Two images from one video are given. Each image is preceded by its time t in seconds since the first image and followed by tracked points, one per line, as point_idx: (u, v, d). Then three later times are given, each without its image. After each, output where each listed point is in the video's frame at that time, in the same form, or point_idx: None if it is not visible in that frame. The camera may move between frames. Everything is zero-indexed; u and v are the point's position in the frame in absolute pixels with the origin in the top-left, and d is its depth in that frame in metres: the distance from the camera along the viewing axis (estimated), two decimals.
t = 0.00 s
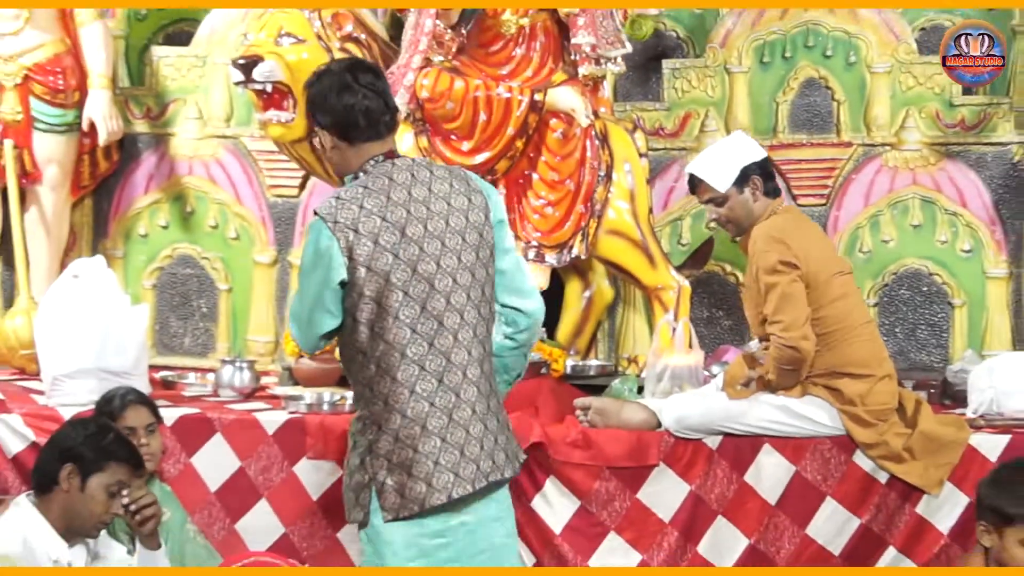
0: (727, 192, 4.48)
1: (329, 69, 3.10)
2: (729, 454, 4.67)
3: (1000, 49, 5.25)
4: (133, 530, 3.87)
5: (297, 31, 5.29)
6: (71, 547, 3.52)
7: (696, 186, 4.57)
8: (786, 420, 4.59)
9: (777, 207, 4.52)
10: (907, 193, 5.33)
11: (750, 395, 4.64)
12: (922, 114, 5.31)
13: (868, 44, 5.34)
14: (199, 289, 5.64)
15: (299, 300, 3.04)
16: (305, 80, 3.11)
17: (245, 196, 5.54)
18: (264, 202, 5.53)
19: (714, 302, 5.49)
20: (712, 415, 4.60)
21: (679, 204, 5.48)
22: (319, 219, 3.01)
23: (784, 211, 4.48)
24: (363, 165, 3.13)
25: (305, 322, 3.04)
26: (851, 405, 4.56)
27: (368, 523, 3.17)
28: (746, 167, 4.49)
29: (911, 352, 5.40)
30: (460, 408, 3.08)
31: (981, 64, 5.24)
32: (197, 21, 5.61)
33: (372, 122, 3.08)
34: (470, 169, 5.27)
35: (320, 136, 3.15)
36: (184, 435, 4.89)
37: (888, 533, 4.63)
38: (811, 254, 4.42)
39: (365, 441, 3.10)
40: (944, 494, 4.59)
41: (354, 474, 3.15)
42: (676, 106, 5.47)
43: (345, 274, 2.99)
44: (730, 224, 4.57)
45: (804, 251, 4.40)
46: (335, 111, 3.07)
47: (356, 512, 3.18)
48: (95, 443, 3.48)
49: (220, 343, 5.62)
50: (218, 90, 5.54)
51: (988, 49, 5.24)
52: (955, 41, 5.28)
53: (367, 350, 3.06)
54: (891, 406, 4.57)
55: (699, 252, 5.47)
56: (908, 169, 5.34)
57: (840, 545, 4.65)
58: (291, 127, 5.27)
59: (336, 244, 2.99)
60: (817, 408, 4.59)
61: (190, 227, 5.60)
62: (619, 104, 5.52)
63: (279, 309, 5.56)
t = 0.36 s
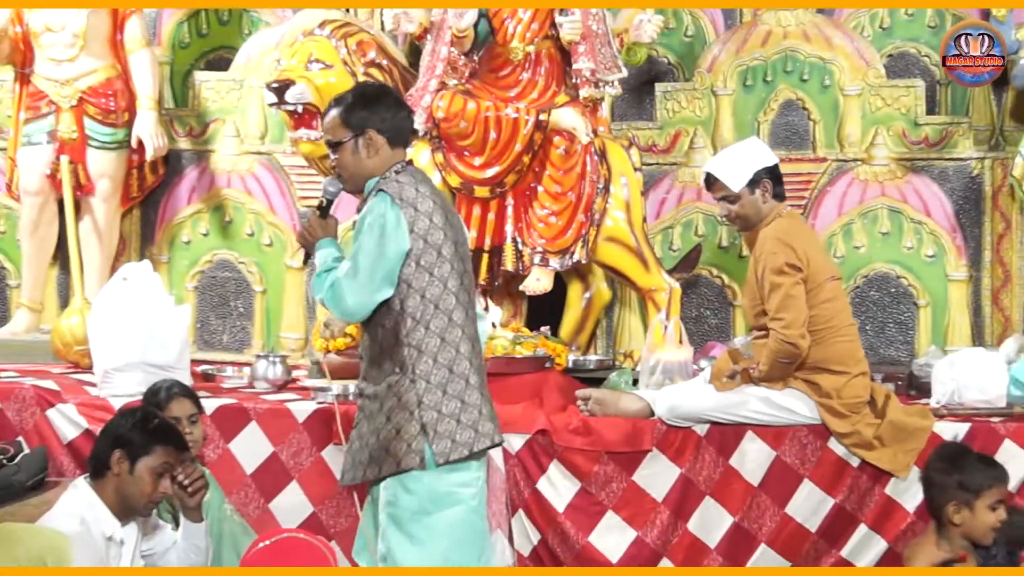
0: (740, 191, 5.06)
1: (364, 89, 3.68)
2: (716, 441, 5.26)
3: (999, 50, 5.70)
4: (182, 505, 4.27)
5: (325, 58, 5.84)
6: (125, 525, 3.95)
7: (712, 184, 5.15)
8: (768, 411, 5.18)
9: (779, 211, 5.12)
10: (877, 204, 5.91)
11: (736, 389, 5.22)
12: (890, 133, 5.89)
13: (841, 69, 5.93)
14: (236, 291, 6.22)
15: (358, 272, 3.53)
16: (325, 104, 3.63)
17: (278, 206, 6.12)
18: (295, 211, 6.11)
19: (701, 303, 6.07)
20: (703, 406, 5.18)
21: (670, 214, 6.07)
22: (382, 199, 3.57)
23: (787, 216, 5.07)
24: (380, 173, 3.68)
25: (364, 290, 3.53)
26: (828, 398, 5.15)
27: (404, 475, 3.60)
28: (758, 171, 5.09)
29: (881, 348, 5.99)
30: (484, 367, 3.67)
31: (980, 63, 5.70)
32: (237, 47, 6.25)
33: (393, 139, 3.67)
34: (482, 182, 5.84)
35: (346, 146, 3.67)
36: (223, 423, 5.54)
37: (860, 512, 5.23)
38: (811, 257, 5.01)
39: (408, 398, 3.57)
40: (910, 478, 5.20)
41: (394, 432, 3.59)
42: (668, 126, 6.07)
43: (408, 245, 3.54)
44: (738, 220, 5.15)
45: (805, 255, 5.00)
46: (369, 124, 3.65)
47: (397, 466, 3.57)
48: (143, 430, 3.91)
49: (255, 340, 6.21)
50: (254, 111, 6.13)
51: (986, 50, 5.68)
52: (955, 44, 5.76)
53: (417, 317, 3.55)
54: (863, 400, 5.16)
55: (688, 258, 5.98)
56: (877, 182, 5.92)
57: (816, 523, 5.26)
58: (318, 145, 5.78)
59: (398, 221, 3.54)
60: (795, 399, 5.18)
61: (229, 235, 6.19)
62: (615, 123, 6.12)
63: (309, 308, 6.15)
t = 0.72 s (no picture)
0: (744, 194, 5.61)
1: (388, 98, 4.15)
2: (700, 429, 5.86)
3: (998, 50, 6.17)
4: (216, 491, 4.69)
5: (345, 80, 6.40)
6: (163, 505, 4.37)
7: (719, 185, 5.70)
8: (749, 403, 5.77)
9: (779, 221, 5.68)
10: (847, 213, 6.51)
11: (719, 382, 5.81)
12: (860, 148, 6.49)
13: (814, 90, 6.52)
14: (264, 292, 6.83)
15: (430, 245, 3.97)
16: (362, 102, 4.05)
17: (301, 215, 6.73)
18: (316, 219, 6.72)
19: (687, 303, 6.67)
20: (691, 399, 5.78)
21: (659, 222, 6.68)
22: (440, 187, 4.07)
23: (787, 226, 5.62)
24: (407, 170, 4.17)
25: (439, 263, 3.98)
26: (804, 393, 5.72)
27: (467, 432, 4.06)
28: (762, 177, 5.63)
29: (851, 344, 6.61)
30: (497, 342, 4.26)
31: (982, 64, 6.17)
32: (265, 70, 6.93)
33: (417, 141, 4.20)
34: (487, 193, 6.44)
35: (381, 142, 4.12)
36: (252, 413, 6.20)
37: (831, 493, 5.77)
38: (807, 266, 5.58)
39: (471, 363, 4.07)
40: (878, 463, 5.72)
41: (457, 394, 4.05)
42: (657, 142, 6.69)
43: (467, 227, 4.08)
44: (741, 219, 5.71)
45: (802, 263, 5.57)
46: (402, 125, 4.15)
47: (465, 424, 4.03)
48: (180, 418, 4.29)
49: (281, 337, 6.82)
50: (280, 129, 6.75)
51: (987, 50, 6.16)
52: (955, 44, 6.23)
53: (470, 291, 4.09)
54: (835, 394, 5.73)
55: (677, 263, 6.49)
56: (847, 193, 6.52)
57: (792, 503, 5.81)
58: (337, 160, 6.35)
59: (458, 206, 4.07)
60: (775, 392, 5.76)
61: (258, 242, 6.80)
62: (609, 140, 6.74)
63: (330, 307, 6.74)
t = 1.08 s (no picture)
0: (736, 200, 6.19)
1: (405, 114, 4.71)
2: (684, 418, 6.41)
3: (997, 50, 6.63)
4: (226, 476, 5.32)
5: (355, 95, 6.92)
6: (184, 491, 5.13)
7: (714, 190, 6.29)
8: (729, 394, 6.30)
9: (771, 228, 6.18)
10: (820, 219, 7.05)
11: (701, 373, 6.36)
12: (832, 158, 7.03)
13: (790, 105, 7.07)
14: (281, 291, 7.40)
15: (485, 251, 4.71)
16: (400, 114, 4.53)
17: (316, 220, 7.28)
18: (329, 224, 7.28)
19: (673, 302, 7.21)
20: (677, 389, 6.33)
21: (646, 227, 7.21)
22: (477, 198, 4.78)
23: (778, 234, 6.11)
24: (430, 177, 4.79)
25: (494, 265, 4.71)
26: (781, 386, 6.22)
27: (509, 420, 4.82)
28: (754, 185, 6.20)
29: (824, 339, 7.17)
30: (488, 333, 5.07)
31: (979, 65, 6.61)
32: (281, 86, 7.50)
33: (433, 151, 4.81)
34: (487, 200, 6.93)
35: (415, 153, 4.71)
36: (269, 403, 6.71)
37: (806, 477, 6.32)
38: (796, 271, 6.08)
39: (506, 353, 4.85)
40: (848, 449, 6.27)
41: (503, 386, 4.78)
42: (645, 152, 7.22)
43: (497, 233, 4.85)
44: (734, 224, 6.30)
45: (791, 268, 6.07)
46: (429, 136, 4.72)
47: (514, 411, 4.78)
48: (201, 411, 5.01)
49: (296, 332, 7.38)
50: (296, 140, 7.32)
51: (988, 49, 6.60)
52: (955, 44, 6.67)
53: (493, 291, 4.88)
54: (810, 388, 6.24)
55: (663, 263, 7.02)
56: (820, 200, 7.07)
57: (769, 487, 6.36)
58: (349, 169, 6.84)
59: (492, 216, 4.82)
60: (754, 385, 6.27)
61: (276, 245, 7.36)
62: (600, 151, 7.26)
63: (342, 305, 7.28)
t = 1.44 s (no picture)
0: (714, 209, 6.77)
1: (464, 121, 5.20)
2: (668, 407, 7.03)
3: (995, 53, 7.33)
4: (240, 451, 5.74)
5: (367, 112, 7.56)
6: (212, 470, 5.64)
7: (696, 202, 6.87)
8: (708, 385, 6.95)
9: (747, 232, 6.87)
10: (793, 224, 7.72)
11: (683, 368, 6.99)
12: (804, 169, 7.71)
13: (765, 121, 7.76)
14: (299, 291, 8.15)
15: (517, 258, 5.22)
16: (453, 125, 5.02)
17: (330, 226, 8.06)
18: (342, 229, 8.06)
19: (658, 301, 7.89)
20: (661, 382, 6.96)
21: (633, 232, 7.85)
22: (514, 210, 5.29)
23: (756, 238, 6.80)
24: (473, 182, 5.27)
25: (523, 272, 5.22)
26: (758, 377, 6.89)
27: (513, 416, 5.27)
28: (731, 195, 6.79)
29: (798, 336, 7.84)
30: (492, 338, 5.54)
31: (979, 66, 7.33)
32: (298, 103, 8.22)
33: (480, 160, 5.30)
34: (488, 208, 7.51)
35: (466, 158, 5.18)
36: (288, 394, 7.28)
37: (780, 462, 6.96)
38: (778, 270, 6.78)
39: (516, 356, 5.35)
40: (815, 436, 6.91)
41: (512, 384, 5.26)
42: (633, 163, 7.88)
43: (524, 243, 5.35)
44: (714, 230, 6.90)
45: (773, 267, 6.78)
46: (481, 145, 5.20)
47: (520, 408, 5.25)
48: (224, 400, 5.56)
49: (313, 329, 8.12)
50: (312, 152, 8.07)
51: (985, 53, 7.32)
52: (955, 46, 7.35)
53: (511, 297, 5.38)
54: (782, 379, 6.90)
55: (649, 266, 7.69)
56: (793, 208, 7.73)
57: (746, 471, 6.99)
58: (360, 178, 7.55)
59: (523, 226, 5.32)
60: (731, 377, 6.95)
61: (294, 249, 8.12)
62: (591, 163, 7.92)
63: (354, 303, 8.06)
